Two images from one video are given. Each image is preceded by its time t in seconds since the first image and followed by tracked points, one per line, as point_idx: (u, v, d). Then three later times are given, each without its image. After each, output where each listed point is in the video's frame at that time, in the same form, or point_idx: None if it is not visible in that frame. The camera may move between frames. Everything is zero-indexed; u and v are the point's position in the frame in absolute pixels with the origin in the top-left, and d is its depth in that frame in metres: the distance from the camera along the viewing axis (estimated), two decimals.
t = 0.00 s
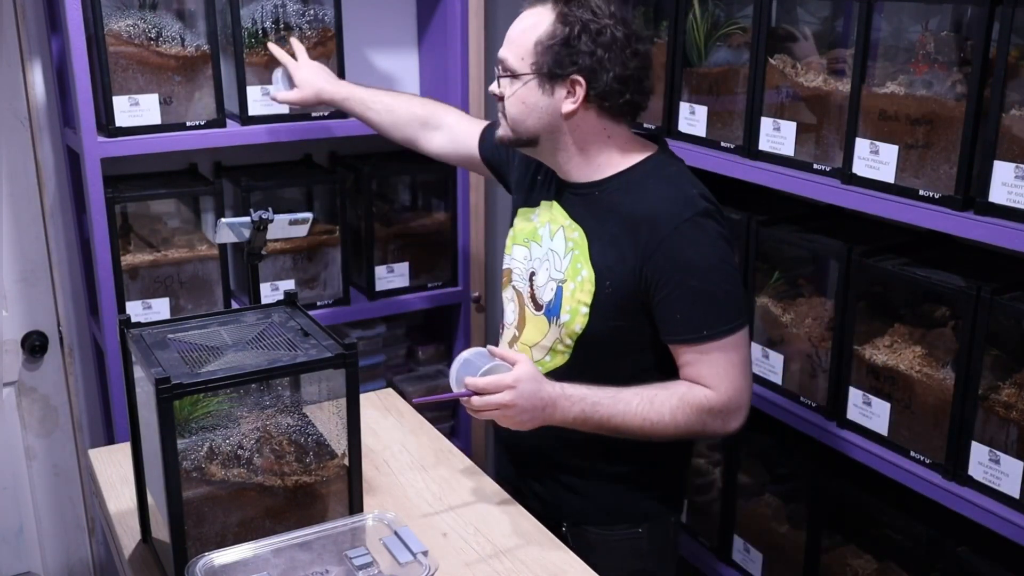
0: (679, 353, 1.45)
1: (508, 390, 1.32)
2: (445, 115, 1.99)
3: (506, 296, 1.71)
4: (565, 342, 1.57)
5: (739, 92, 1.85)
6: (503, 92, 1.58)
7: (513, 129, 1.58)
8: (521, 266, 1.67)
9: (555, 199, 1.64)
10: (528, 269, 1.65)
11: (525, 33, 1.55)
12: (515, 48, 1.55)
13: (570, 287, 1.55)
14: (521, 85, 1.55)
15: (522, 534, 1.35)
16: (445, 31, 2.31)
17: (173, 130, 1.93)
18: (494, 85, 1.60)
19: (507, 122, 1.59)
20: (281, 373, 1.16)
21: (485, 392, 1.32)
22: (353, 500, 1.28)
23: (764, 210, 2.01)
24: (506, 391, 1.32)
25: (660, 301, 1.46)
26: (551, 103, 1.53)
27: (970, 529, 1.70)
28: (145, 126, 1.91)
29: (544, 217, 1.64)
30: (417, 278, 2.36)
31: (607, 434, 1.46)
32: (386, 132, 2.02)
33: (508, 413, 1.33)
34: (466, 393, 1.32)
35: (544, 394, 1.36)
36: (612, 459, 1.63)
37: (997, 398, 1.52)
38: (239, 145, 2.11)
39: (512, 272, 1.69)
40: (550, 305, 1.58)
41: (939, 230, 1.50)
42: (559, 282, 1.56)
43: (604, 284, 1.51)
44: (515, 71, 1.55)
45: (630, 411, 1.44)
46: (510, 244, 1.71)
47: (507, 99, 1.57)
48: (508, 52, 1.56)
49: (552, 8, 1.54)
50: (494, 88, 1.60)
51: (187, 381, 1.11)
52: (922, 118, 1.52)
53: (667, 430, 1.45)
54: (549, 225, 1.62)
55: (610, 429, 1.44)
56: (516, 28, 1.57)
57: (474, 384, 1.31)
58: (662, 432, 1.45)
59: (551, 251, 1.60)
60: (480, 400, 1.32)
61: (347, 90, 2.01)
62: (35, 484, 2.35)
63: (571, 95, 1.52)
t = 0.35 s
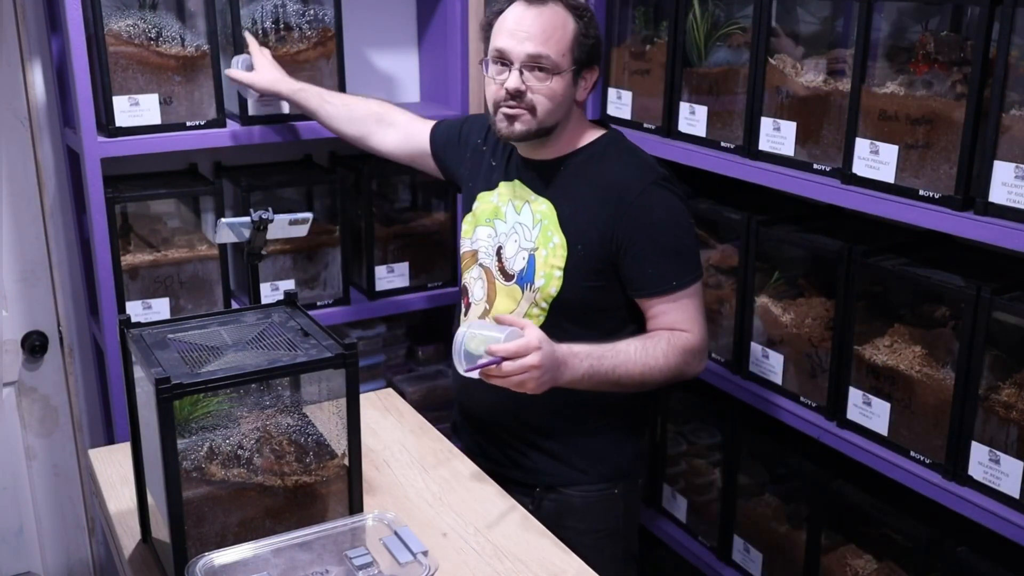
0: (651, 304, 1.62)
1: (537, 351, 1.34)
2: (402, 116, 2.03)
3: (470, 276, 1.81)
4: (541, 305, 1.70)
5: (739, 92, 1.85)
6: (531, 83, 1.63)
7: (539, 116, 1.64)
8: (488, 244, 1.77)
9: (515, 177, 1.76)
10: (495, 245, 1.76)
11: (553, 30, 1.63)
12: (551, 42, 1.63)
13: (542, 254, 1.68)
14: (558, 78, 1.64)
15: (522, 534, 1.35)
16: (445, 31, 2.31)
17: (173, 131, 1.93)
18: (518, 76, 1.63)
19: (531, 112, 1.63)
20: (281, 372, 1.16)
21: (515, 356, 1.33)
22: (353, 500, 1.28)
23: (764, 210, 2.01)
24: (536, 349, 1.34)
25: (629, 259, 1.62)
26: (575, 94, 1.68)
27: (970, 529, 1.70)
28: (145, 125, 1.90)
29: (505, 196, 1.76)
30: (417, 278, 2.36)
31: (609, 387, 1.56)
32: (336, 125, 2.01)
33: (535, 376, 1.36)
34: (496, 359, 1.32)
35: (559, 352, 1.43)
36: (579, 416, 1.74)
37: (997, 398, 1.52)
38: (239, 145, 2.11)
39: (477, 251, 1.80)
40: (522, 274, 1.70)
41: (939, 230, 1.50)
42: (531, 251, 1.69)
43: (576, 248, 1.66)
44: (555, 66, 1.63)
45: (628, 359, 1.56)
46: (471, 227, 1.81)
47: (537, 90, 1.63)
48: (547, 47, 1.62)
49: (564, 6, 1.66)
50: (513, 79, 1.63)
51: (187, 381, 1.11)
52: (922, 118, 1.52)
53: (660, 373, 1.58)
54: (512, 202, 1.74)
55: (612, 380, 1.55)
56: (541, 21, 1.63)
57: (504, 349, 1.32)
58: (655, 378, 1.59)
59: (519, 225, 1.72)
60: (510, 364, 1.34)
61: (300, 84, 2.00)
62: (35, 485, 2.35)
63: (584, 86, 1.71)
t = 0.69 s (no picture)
0: (643, 290, 1.65)
1: (543, 333, 1.35)
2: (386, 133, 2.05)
3: (461, 271, 1.79)
4: (535, 292, 1.70)
5: (739, 92, 1.85)
6: (528, 76, 1.64)
7: (537, 109, 1.64)
8: (479, 238, 1.76)
9: (505, 172, 1.76)
10: (487, 238, 1.75)
11: (548, 24, 1.64)
12: (547, 36, 1.63)
13: (537, 242, 1.68)
14: (554, 71, 1.65)
15: (522, 533, 1.35)
16: (445, 31, 2.31)
17: (173, 130, 1.94)
18: (516, 69, 1.63)
19: (529, 105, 1.64)
20: (281, 373, 1.16)
21: (524, 338, 1.33)
22: (353, 500, 1.28)
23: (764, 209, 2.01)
24: (543, 329, 1.34)
25: (623, 247, 1.65)
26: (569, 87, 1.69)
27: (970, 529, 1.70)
28: (145, 125, 1.91)
29: (495, 190, 1.76)
30: (417, 278, 2.36)
31: (607, 369, 1.57)
32: (318, 145, 2.00)
33: (541, 357, 1.36)
34: (504, 341, 1.32)
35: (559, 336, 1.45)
36: (582, 411, 1.75)
37: (997, 398, 1.52)
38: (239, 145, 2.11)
39: (468, 247, 1.78)
40: (517, 262, 1.70)
41: (939, 230, 1.50)
42: (525, 240, 1.69)
43: (570, 235, 1.67)
44: (552, 59, 1.64)
45: (625, 342, 1.58)
46: (460, 224, 1.80)
47: (535, 83, 1.64)
48: (543, 40, 1.63)
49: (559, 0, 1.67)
50: (511, 72, 1.63)
51: (187, 381, 1.11)
52: (922, 118, 1.52)
53: (656, 355, 1.60)
54: (503, 195, 1.74)
55: (610, 363, 1.56)
56: (538, 15, 1.64)
57: (513, 330, 1.32)
58: (650, 360, 1.60)
59: (511, 216, 1.72)
60: (518, 345, 1.33)
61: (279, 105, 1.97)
62: (35, 485, 2.35)
63: (576, 79, 1.72)
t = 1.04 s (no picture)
0: (653, 286, 1.67)
1: (564, 332, 1.35)
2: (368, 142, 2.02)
3: (465, 277, 1.77)
4: (549, 295, 1.70)
5: (739, 92, 1.85)
6: (530, 76, 1.64)
7: (539, 109, 1.64)
8: (484, 242, 1.74)
9: (506, 175, 1.75)
10: (493, 242, 1.73)
11: (549, 24, 1.64)
12: (548, 35, 1.63)
13: (548, 244, 1.68)
14: (555, 71, 1.65)
15: (522, 533, 1.35)
16: (445, 31, 2.31)
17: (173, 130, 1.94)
18: (517, 68, 1.63)
19: (531, 104, 1.64)
20: (281, 373, 1.16)
21: (545, 337, 1.34)
22: (353, 500, 1.28)
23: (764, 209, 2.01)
24: (564, 327, 1.35)
25: (633, 245, 1.66)
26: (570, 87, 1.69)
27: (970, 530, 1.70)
28: (145, 125, 1.91)
29: (497, 194, 1.74)
30: (417, 278, 2.36)
31: (623, 367, 1.58)
32: (299, 157, 1.97)
33: (563, 356, 1.36)
34: (526, 341, 1.33)
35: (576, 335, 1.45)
36: (581, 406, 1.76)
37: (997, 398, 1.52)
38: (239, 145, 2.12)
39: (471, 251, 1.76)
40: (528, 266, 1.69)
41: (939, 230, 1.50)
42: (535, 243, 1.69)
43: (581, 236, 1.67)
44: (553, 58, 1.64)
45: (640, 339, 1.59)
46: (461, 229, 1.78)
47: (536, 82, 1.64)
48: (544, 40, 1.63)
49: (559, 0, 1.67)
50: (513, 71, 1.63)
51: (187, 381, 1.11)
52: (922, 118, 1.52)
53: (669, 350, 1.62)
54: (508, 198, 1.73)
55: (627, 359, 1.57)
56: (539, 15, 1.64)
57: (535, 329, 1.33)
58: (664, 355, 1.62)
59: (519, 219, 1.71)
60: (539, 345, 1.34)
61: (260, 121, 1.95)
62: (35, 484, 2.35)
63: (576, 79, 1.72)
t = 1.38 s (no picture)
0: (672, 301, 1.66)
1: (573, 364, 1.34)
2: (395, 153, 1.98)
3: (479, 288, 1.78)
4: (562, 311, 1.69)
5: (739, 92, 1.85)
6: (545, 88, 1.63)
7: (554, 122, 1.64)
8: (497, 254, 1.75)
9: (520, 184, 1.74)
10: (506, 254, 1.74)
11: (563, 34, 1.63)
12: (563, 46, 1.62)
13: (562, 259, 1.68)
14: (570, 82, 1.64)
15: (522, 533, 1.35)
16: (446, 31, 2.31)
17: (173, 130, 1.94)
18: (532, 81, 1.62)
19: (547, 118, 1.63)
20: (281, 372, 1.16)
21: (553, 372, 1.32)
22: (353, 500, 1.28)
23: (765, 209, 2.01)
24: (572, 362, 1.33)
25: (649, 257, 1.65)
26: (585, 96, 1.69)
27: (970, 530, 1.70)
28: (145, 126, 1.91)
29: (511, 204, 1.74)
30: (417, 278, 2.36)
31: (637, 389, 1.57)
32: (326, 163, 1.98)
33: (572, 388, 1.35)
34: (533, 377, 1.32)
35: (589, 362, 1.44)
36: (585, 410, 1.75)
37: (997, 398, 1.52)
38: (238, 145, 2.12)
39: (485, 262, 1.77)
40: (541, 280, 1.69)
41: (939, 230, 1.50)
42: (548, 257, 1.68)
43: (595, 251, 1.66)
44: (568, 69, 1.63)
45: (654, 361, 1.57)
46: (476, 238, 1.79)
47: (551, 96, 1.63)
48: (559, 51, 1.62)
49: (572, 8, 1.66)
50: (528, 84, 1.62)
51: (187, 381, 1.11)
52: (922, 118, 1.52)
53: (685, 369, 1.61)
54: (521, 209, 1.73)
55: (641, 382, 1.56)
56: (553, 25, 1.63)
57: (542, 365, 1.31)
58: (680, 374, 1.61)
59: (532, 232, 1.70)
60: (548, 380, 1.33)
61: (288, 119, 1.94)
62: (35, 484, 2.35)
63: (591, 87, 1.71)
